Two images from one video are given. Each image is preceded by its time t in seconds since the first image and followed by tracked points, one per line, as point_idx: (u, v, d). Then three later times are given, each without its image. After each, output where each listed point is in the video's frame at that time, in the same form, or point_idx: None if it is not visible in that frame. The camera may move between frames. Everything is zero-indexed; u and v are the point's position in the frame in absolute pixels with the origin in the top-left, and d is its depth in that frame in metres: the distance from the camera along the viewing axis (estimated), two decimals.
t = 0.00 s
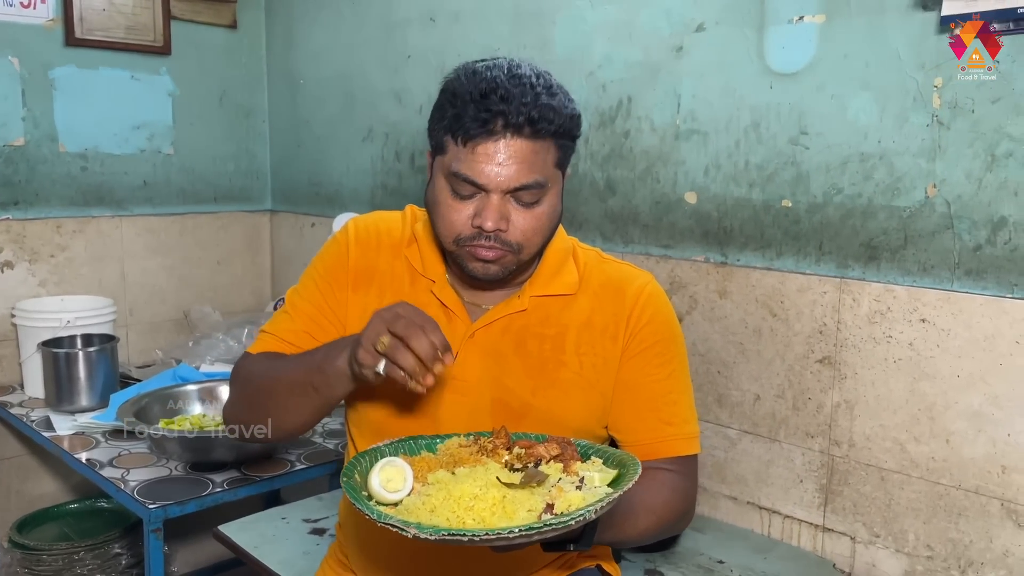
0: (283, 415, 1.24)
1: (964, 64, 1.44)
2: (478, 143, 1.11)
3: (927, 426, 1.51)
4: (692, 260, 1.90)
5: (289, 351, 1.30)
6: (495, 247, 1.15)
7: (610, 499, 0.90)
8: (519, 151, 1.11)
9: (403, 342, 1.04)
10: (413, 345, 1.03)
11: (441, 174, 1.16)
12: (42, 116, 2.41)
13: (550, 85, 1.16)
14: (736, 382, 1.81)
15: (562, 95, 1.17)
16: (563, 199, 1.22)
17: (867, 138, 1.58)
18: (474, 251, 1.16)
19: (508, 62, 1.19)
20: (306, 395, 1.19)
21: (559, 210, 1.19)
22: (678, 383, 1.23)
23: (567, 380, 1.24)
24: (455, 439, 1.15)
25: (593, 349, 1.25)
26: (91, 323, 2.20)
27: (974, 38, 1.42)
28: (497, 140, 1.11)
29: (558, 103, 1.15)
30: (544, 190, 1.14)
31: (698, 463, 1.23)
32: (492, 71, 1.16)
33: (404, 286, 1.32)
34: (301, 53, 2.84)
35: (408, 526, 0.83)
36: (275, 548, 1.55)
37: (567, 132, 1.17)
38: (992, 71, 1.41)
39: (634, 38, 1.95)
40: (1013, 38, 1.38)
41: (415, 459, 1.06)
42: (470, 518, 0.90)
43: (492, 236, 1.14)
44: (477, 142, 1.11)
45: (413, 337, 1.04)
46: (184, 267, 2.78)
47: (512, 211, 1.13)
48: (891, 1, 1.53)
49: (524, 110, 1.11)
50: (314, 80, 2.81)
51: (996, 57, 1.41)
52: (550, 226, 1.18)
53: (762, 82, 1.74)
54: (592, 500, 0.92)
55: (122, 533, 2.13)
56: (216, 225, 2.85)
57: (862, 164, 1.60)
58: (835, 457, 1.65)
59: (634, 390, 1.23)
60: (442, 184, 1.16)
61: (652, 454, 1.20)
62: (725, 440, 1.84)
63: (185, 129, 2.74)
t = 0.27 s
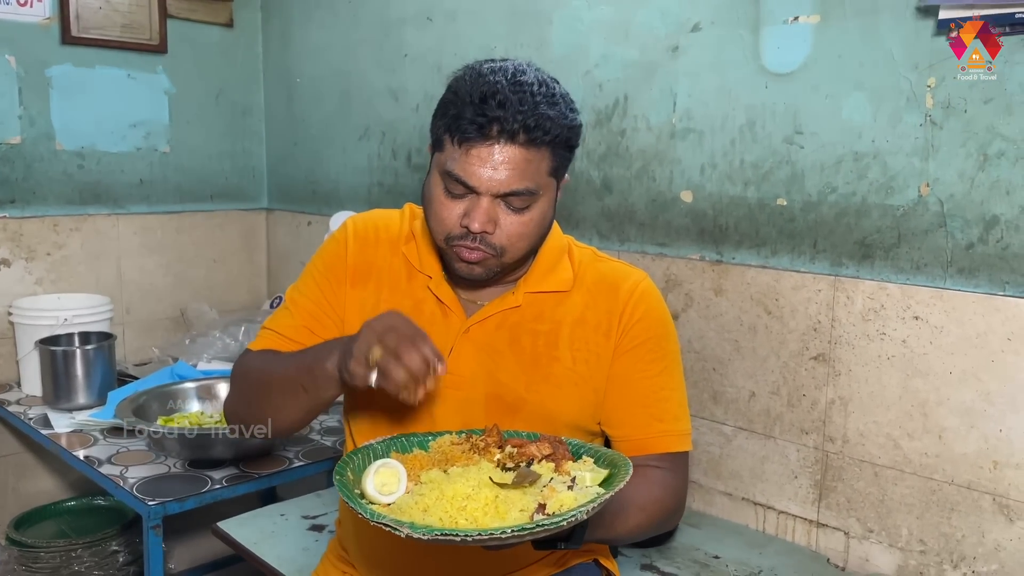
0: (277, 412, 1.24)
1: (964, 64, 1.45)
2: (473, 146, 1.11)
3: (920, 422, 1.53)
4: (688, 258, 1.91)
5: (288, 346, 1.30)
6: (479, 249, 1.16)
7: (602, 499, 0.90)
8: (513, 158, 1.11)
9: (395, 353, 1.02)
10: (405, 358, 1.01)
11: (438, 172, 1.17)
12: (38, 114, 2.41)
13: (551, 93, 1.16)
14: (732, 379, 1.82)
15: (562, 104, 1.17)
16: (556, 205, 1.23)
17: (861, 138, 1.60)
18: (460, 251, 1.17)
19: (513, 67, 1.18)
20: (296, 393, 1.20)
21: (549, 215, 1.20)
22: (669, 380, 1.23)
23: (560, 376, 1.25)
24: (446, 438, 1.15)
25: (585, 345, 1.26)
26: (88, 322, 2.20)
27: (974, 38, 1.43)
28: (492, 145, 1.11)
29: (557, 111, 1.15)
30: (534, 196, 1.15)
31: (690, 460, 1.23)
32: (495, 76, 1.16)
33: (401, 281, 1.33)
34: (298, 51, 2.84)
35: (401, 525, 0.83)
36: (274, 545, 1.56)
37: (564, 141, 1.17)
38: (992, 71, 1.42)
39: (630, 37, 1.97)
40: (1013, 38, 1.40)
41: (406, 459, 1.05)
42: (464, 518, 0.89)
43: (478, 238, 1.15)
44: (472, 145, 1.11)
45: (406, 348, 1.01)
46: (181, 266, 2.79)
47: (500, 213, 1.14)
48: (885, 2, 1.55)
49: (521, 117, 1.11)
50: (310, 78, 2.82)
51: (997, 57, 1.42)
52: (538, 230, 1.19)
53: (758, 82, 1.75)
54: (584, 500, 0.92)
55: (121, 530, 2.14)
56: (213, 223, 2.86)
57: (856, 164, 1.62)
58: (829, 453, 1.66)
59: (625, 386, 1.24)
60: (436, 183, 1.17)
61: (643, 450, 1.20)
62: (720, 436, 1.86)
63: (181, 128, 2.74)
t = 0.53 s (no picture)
0: (268, 407, 1.25)
1: (965, 64, 1.46)
2: (473, 145, 1.12)
3: (914, 418, 1.55)
4: (684, 256, 1.92)
5: (287, 340, 1.31)
6: (474, 248, 1.17)
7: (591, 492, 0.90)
8: (512, 157, 1.12)
9: (376, 398, 1.04)
10: (384, 404, 1.03)
11: (437, 170, 1.17)
12: (35, 112, 2.41)
13: (550, 93, 1.17)
14: (728, 376, 1.83)
15: (562, 104, 1.18)
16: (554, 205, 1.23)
17: (857, 136, 1.61)
18: (457, 249, 1.18)
19: (514, 67, 1.19)
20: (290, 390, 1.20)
21: (547, 215, 1.21)
22: (665, 378, 1.24)
23: (558, 372, 1.26)
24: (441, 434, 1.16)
25: (583, 343, 1.27)
26: (85, 319, 2.21)
27: (973, 38, 1.44)
28: (491, 144, 1.12)
29: (556, 111, 1.16)
30: (531, 195, 1.15)
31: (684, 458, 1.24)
32: (495, 75, 1.16)
33: (400, 278, 1.33)
34: (294, 49, 2.84)
35: (392, 517, 0.83)
36: (273, 541, 1.56)
37: (563, 141, 1.18)
38: (992, 71, 1.43)
39: (627, 36, 1.97)
40: (1012, 38, 1.41)
41: (400, 454, 1.06)
42: (455, 510, 0.90)
43: (474, 237, 1.15)
44: (471, 143, 1.12)
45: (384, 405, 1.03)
46: (178, 264, 2.79)
47: (497, 212, 1.15)
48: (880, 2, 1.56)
49: (519, 117, 1.11)
50: (307, 76, 2.81)
51: (996, 57, 1.43)
52: (535, 229, 1.20)
53: (754, 81, 1.77)
54: (575, 493, 0.92)
55: (118, 528, 2.14)
56: (209, 221, 2.86)
57: (851, 162, 1.63)
58: (824, 449, 1.68)
59: (622, 384, 1.24)
60: (436, 181, 1.17)
61: (638, 447, 1.21)
62: (717, 433, 1.87)
63: (178, 126, 2.74)
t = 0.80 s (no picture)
0: (272, 407, 1.26)
1: (964, 64, 1.46)
2: (479, 147, 1.12)
3: (911, 414, 1.56)
4: (682, 253, 1.93)
5: (290, 335, 1.33)
6: (489, 247, 1.18)
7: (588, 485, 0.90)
8: (519, 157, 1.12)
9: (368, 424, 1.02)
10: (377, 430, 1.02)
11: (442, 172, 1.18)
12: (32, 109, 2.41)
13: (552, 91, 1.17)
14: (725, 372, 1.84)
15: (563, 101, 1.18)
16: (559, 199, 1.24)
17: (854, 134, 1.63)
18: (470, 249, 1.18)
19: (513, 65, 1.19)
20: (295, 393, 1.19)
21: (555, 209, 1.22)
22: (663, 376, 1.24)
23: (557, 369, 1.26)
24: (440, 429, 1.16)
25: (582, 339, 1.27)
26: (82, 317, 2.21)
27: (972, 38, 1.45)
28: (498, 146, 1.12)
29: (559, 109, 1.16)
30: (540, 192, 1.16)
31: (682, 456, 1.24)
32: (497, 76, 1.16)
33: (402, 273, 1.34)
34: (291, 47, 2.84)
35: (390, 506, 0.83)
36: (273, 537, 1.57)
37: (567, 136, 1.18)
38: (992, 71, 1.44)
39: (625, 34, 1.98)
40: (1011, 38, 1.42)
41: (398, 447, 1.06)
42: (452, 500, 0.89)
43: (489, 237, 1.16)
44: (478, 146, 1.12)
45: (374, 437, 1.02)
46: (175, 262, 2.79)
47: (508, 211, 1.16)
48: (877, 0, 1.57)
49: (526, 117, 1.11)
50: (304, 74, 2.82)
51: (996, 58, 1.44)
52: (545, 224, 1.21)
53: (751, 79, 1.78)
54: (572, 486, 0.92)
55: (117, 525, 2.14)
56: (207, 219, 2.86)
57: (848, 160, 1.64)
58: (821, 445, 1.69)
59: (620, 381, 1.25)
60: (443, 183, 1.17)
61: (635, 444, 1.21)
62: (714, 429, 1.88)
63: (175, 123, 2.74)
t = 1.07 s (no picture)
0: (282, 412, 1.25)
1: (965, 64, 1.47)
2: (486, 150, 1.12)
3: (909, 410, 1.57)
4: (681, 251, 1.94)
5: (295, 334, 1.33)
6: (495, 249, 1.18)
7: (592, 480, 0.91)
8: (525, 160, 1.12)
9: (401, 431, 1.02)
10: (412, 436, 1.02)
11: (448, 174, 1.18)
12: (30, 107, 2.40)
13: (559, 93, 1.16)
14: (724, 369, 1.85)
15: (570, 102, 1.18)
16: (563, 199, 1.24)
17: (853, 133, 1.63)
18: (476, 251, 1.19)
19: (520, 66, 1.18)
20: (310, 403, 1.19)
21: (559, 209, 1.22)
22: (665, 373, 1.24)
23: (560, 366, 1.27)
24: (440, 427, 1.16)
25: (585, 337, 1.27)
26: (81, 315, 2.21)
27: (972, 38, 1.45)
28: (505, 148, 1.12)
29: (565, 111, 1.16)
30: (546, 193, 1.16)
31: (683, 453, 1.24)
32: (503, 77, 1.16)
33: (406, 273, 1.34)
34: (289, 45, 2.84)
35: (396, 509, 0.84)
36: (274, 535, 1.57)
37: (573, 138, 1.18)
38: (992, 71, 1.45)
39: (624, 33, 1.99)
40: (1011, 38, 1.42)
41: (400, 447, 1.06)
42: (458, 501, 0.90)
43: (493, 239, 1.17)
44: (485, 149, 1.12)
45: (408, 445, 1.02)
46: (173, 260, 2.79)
47: (514, 213, 1.16)
48: None
49: (533, 120, 1.11)
50: (302, 73, 2.81)
51: (996, 58, 1.44)
52: (550, 224, 1.21)
53: (750, 77, 1.78)
54: (574, 482, 0.93)
55: (116, 523, 2.14)
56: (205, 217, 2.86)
57: (847, 158, 1.65)
58: (820, 442, 1.69)
59: (622, 379, 1.25)
60: (449, 185, 1.18)
61: (636, 440, 1.22)
62: (713, 426, 1.88)
63: (173, 121, 2.74)
